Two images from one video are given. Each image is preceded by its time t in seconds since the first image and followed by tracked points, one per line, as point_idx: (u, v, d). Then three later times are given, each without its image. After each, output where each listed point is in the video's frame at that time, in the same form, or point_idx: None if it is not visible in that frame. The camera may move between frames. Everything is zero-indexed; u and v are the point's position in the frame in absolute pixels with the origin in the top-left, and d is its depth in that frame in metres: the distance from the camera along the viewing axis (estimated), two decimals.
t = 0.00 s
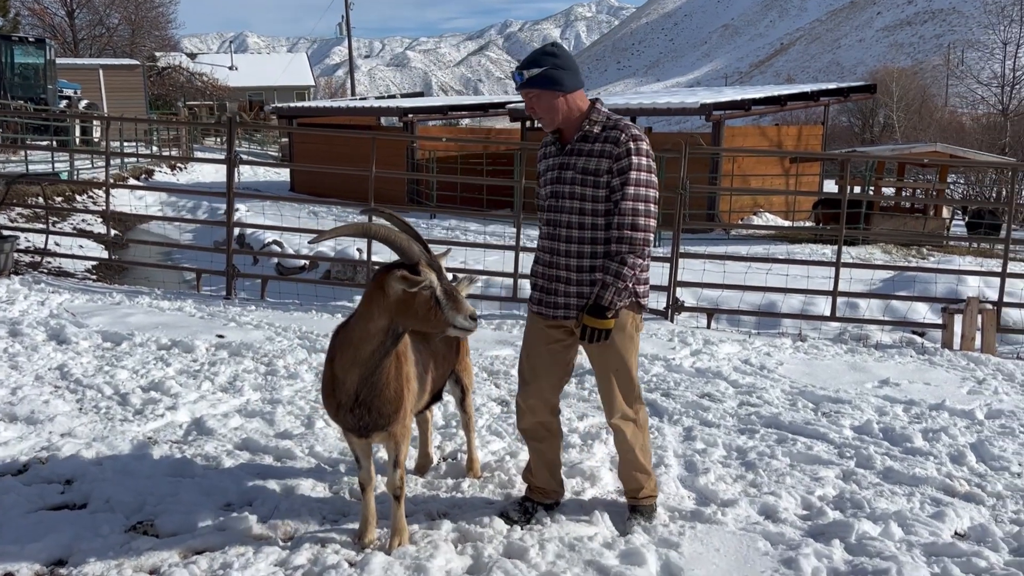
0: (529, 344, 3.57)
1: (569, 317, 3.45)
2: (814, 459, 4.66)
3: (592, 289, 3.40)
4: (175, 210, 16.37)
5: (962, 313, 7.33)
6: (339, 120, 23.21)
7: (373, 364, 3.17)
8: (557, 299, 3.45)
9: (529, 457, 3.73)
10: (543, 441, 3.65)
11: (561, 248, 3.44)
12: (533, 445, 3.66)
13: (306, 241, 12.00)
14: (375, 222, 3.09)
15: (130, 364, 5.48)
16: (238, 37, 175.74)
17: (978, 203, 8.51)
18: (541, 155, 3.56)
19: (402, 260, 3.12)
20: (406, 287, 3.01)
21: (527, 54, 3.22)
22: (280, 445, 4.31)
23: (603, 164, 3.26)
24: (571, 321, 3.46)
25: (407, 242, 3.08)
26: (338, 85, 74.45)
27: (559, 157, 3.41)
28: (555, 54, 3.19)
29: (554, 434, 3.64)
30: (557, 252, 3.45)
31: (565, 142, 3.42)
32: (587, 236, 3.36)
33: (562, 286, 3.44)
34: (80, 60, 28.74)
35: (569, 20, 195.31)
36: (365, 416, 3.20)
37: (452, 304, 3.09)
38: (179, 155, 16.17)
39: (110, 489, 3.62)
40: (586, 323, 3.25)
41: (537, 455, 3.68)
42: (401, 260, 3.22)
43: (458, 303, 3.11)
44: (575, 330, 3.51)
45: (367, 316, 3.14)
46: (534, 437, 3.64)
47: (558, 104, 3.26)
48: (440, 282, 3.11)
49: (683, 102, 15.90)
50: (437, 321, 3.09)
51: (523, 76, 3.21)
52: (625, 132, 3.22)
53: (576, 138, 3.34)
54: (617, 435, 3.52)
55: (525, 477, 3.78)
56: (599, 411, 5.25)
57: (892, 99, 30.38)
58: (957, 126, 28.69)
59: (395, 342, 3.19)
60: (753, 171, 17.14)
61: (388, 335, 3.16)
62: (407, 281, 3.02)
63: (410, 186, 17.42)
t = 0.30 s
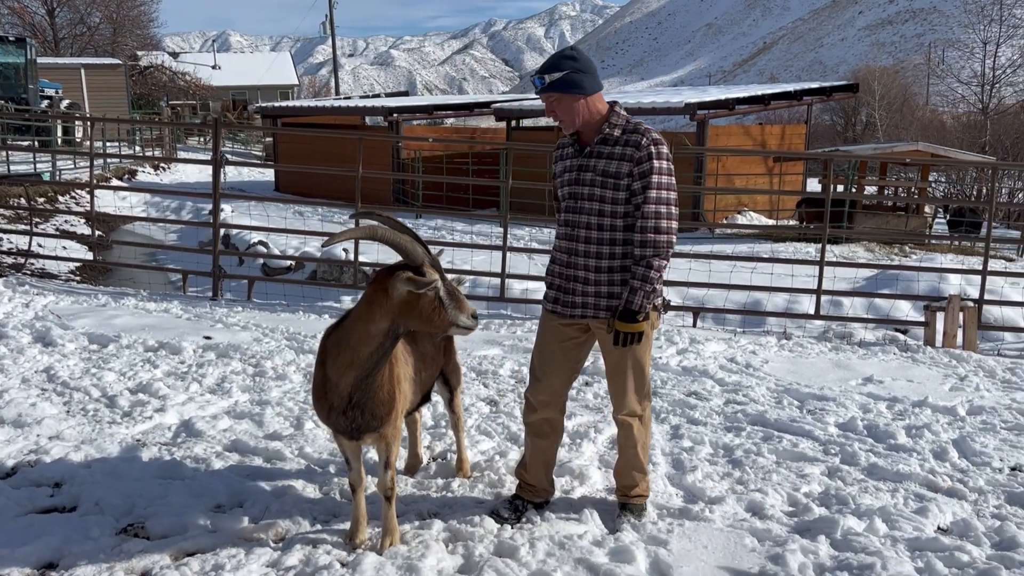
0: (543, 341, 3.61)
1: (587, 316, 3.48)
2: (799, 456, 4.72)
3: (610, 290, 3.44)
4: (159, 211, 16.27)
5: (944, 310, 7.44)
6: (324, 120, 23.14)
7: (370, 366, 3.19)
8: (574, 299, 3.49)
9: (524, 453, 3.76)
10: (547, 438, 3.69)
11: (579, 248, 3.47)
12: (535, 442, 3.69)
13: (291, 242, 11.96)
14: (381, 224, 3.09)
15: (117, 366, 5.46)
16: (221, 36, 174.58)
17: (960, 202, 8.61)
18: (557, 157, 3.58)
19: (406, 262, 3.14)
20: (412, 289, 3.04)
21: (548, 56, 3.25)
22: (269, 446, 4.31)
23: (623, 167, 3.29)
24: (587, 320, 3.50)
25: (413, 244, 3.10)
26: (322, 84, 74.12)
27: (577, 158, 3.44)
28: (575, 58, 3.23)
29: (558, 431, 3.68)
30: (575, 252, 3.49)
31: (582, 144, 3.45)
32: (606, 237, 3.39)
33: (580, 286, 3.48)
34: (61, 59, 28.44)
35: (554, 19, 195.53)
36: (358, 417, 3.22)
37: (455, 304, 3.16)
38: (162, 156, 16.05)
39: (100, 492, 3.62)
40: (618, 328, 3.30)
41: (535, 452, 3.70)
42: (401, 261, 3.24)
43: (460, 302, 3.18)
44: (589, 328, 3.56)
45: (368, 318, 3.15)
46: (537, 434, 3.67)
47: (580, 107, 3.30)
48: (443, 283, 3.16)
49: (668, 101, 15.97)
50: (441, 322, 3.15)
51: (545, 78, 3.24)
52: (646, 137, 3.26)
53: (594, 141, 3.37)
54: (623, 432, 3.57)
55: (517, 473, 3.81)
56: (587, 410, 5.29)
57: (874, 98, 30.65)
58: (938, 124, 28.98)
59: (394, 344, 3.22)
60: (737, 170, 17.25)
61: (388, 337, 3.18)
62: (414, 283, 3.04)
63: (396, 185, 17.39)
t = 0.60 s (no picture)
0: (536, 342, 3.64)
1: (584, 315, 3.51)
2: (783, 455, 4.77)
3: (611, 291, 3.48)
4: (144, 212, 16.19)
5: (926, 309, 7.53)
6: (311, 121, 23.09)
7: (357, 369, 3.21)
8: (571, 299, 3.51)
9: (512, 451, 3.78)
10: (539, 436, 3.71)
11: (578, 249, 3.50)
12: (526, 440, 3.71)
13: (277, 244, 11.94)
14: (369, 229, 3.11)
15: (102, 369, 5.44)
16: (206, 36, 173.60)
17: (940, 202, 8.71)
18: (551, 156, 3.56)
19: (394, 266, 3.16)
20: (400, 293, 3.07)
21: (554, 55, 3.24)
22: (256, 449, 4.33)
23: (626, 170, 3.32)
24: (583, 321, 3.54)
25: (401, 248, 3.13)
26: (309, 84, 73.86)
27: (575, 160, 3.44)
28: (581, 57, 3.24)
29: (550, 429, 3.70)
30: (572, 253, 3.51)
31: (579, 145, 3.46)
32: (605, 238, 3.44)
33: (577, 286, 3.50)
34: (45, 60, 28.23)
35: (540, 19, 195.63)
36: (344, 420, 3.25)
37: (442, 307, 3.20)
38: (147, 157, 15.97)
39: (85, 495, 3.63)
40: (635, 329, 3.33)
41: (525, 450, 3.73)
42: (387, 264, 3.26)
43: (447, 305, 3.22)
44: (582, 329, 3.60)
45: (355, 322, 3.17)
46: (527, 432, 3.70)
47: (583, 107, 3.31)
48: (430, 285, 3.20)
49: (654, 102, 16.03)
50: (429, 324, 3.18)
51: (555, 77, 3.22)
52: (646, 141, 3.31)
53: (594, 143, 3.39)
54: (612, 431, 3.60)
55: (504, 472, 3.82)
56: (573, 411, 5.33)
57: (859, 98, 30.90)
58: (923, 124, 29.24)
59: (381, 347, 3.24)
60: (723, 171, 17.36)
61: (375, 340, 3.21)
62: (403, 286, 3.06)
63: (382, 186, 17.38)
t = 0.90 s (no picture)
0: (519, 341, 3.65)
1: (569, 314, 3.53)
2: (770, 453, 4.81)
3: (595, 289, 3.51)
4: (134, 214, 16.13)
5: (913, 308, 7.59)
6: (301, 122, 23.05)
7: (345, 370, 3.22)
8: (557, 298, 3.53)
9: (500, 452, 3.80)
10: (526, 435, 3.73)
11: (564, 248, 3.51)
12: (513, 441, 3.73)
13: (267, 245, 11.93)
14: (358, 232, 3.12)
15: (91, 371, 5.44)
16: (195, 37, 172.98)
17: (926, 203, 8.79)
18: (536, 155, 3.57)
19: (384, 268, 3.17)
20: (390, 295, 3.09)
21: (554, 57, 3.24)
22: (245, 451, 4.33)
23: (614, 171, 3.37)
24: (567, 320, 3.56)
25: (390, 249, 3.14)
26: (299, 85, 73.67)
27: (563, 159, 3.46)
28: (578, 60, 3.26)
29: (536, 429, 3.73)
30: (559, 251, 3.53)
31: (566, 145, 3.48)
32: (592, 236, 3.46)
33: (563, 285, 3.52)
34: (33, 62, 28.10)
35: (531, 20, 195.86)
36: (333, 421, 3.25)
37: (432, 308, 3.22)
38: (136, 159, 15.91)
39: (73, 497, 3.63)
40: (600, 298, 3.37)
41: (512, 450, 3.75)
42: (377, 266, 3.27)
43: (437, 306, 3.24)
44: (566, 328, 3.62)
45: (344, 324, 3.18)
46: (515, 432, 3.72)
47: (578, 108, 3.34)
48: (420, 286, 3.21)
49: (644, 103, 16.07)
50: (418, 325, 3.20)
51: (559, 80, 3.22)
52: (634, 143, 3.38)
53: (582, 143, 3.42)
54: (599, 430, 3.62)
55: (493, 473, 3.84)
56: (562, 411, 5.36)
57: (848, 99, 31.06)
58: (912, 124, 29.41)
59: (370, 349, 3.25)
60: (712, 171, 17.44)
61: (364, 341, 3.22)
62: (392, 287, 3.07)
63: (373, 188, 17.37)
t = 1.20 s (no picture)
0: (504, 348, 3.65)
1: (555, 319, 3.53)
2: (768, 456, 4.82)
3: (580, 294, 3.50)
4: (129, 217, 16.10)
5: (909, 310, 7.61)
6: (296, 124, 23.03)
7: (346, 376, 3.22)
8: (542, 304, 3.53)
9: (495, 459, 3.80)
10: (516, 442, 3.73)
11: (549, 253, 3.51)
12: (505, 448, 3.73)
13: (262, 248, 11.90)
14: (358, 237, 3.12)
15: (88, 376, 5.42)
16: (189, 39, 172.64)
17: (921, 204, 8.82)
18: (520, 162, 3.57)
19: (383, 273, 3.18)
20: (391, 299, 3.09)
21: (537, 56, 3.25)
22: (243, 456, 4.32)
23: (595, 175, 3.36)
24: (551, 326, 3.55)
25: (390, 254, 3.15)
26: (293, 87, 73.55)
27: (546, 165, 3.47)
28: (562, 60, 3.28)
29: (527, 436, 3.72)
30: (544, 256, 3.53)
31: (549, 150, 3.48)
32: (575, 240, 3.46)
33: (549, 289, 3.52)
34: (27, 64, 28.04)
35: (525, 21, 195.97)
36: (332, 426, 3.25)
37: (433, 311, 3.23)
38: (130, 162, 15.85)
39: (71, 503, 3.62)
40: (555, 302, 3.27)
41: (505, 457, 3.74)
42: (376, 271, 3.28)
43: (437, 309, 3.25)
44: (551, 332, 3.62)
45: (345, 330, 3.17)
46: (505, 440, 3.71)
47: (561, 108, 3.34)
48: (421, 290, 3.22)
49: (639, 105, 16.09)
50: (419, 329, 3.21)
51: (543, 76, 3.22)
52: (615, 146, 3.36)
53: (564, 148, 3.42)
54: (591, 435, 3.62)
55: (489, 479, 3.85)
56: (560, 414, 5.36)
57: (842, 100, 31.13)
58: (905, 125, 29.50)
59: (370, 354, 3.25)
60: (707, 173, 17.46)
61: (365, 347, 3.22)
62: (394, 293, 3.09)
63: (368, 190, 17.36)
